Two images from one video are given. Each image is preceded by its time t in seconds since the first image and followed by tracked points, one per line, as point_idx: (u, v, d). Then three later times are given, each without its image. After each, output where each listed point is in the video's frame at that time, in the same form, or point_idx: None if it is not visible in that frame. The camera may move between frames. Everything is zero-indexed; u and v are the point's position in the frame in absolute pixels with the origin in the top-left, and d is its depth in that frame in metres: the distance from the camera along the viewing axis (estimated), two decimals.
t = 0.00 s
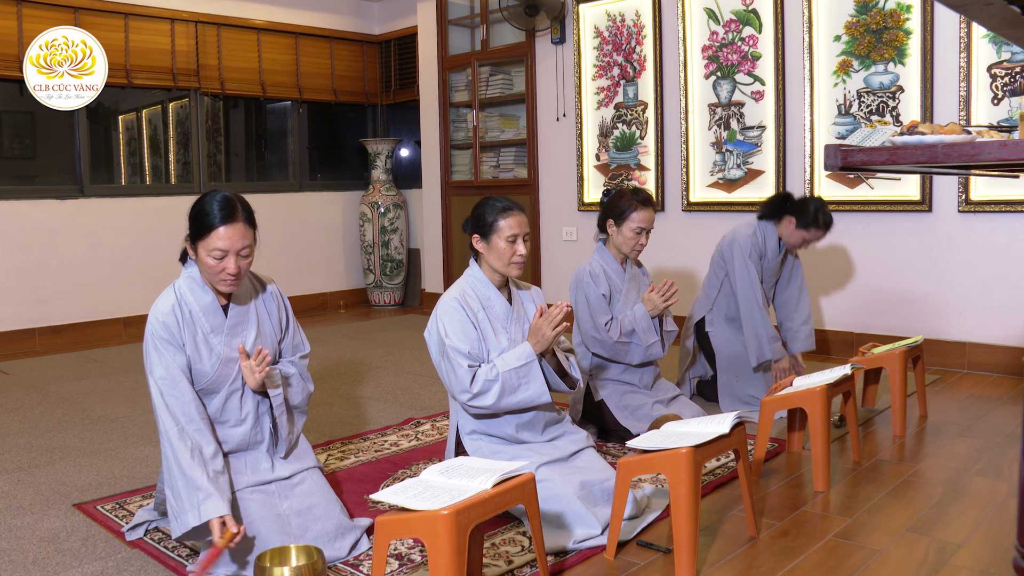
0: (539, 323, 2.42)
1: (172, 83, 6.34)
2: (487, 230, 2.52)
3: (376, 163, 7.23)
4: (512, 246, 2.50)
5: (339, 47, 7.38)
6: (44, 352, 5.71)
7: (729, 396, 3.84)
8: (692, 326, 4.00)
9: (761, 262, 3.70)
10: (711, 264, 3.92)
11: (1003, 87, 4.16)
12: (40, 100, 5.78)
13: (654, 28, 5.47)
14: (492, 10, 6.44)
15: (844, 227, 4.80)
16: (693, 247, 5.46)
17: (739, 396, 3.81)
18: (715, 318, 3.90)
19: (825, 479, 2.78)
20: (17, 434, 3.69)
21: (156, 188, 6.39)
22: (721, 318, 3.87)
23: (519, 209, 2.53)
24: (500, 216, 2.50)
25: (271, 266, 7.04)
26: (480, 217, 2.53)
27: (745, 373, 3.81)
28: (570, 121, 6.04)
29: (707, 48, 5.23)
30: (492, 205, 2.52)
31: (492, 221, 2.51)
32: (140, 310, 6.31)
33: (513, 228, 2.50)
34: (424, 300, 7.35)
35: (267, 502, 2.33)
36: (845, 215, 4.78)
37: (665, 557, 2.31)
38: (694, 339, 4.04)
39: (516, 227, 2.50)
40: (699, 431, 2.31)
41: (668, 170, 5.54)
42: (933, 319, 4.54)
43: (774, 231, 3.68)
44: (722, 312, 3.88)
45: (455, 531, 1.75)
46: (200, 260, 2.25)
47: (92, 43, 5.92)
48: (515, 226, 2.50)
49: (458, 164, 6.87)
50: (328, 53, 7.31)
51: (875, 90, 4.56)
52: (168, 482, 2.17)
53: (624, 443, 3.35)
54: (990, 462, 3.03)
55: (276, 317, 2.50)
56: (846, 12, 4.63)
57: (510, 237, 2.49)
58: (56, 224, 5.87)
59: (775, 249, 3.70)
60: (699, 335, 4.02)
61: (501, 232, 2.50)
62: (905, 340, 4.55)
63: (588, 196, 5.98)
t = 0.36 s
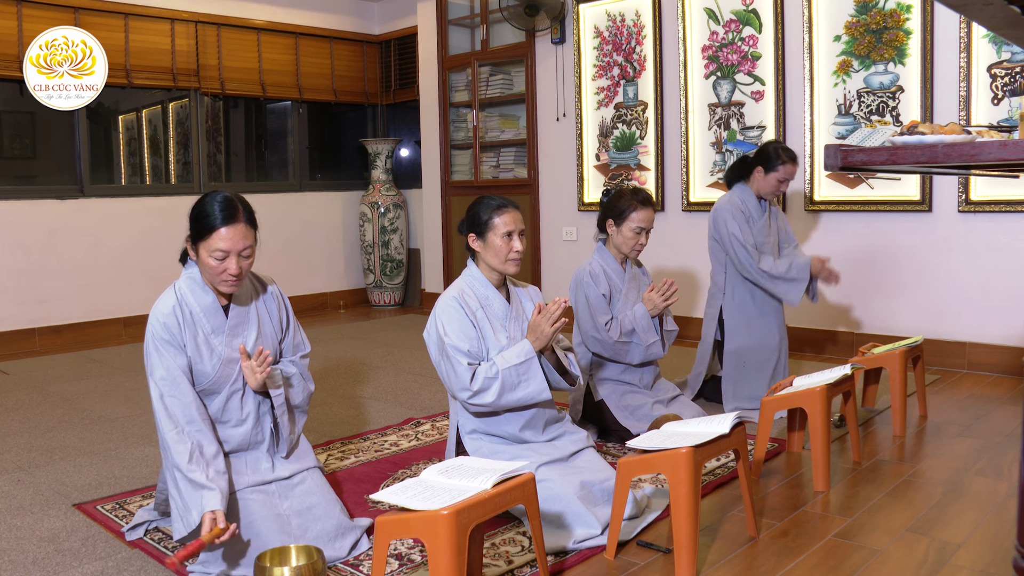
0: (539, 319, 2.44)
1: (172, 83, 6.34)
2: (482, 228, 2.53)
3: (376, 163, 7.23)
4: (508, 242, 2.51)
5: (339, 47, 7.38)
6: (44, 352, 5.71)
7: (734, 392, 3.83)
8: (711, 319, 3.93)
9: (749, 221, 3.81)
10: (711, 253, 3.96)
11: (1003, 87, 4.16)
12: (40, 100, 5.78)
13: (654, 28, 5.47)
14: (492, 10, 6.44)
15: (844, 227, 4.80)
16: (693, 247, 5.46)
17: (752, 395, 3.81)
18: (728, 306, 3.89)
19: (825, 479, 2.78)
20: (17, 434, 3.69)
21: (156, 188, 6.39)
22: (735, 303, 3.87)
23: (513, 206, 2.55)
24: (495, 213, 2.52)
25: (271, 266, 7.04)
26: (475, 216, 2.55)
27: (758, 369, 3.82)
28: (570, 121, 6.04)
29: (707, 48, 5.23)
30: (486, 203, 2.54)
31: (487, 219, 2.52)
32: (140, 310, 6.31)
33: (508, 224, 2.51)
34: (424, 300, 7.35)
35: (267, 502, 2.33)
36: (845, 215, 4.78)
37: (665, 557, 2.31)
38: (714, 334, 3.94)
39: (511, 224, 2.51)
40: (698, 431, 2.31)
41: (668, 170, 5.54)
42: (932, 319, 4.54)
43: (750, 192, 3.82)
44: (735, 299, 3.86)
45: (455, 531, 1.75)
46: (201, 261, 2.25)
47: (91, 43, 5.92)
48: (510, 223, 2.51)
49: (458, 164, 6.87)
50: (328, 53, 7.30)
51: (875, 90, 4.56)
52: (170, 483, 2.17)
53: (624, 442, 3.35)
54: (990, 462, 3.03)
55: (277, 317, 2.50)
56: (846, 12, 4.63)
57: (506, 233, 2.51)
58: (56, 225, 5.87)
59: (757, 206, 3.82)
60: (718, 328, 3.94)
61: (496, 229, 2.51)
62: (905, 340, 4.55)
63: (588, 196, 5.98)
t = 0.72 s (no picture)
0: (538, 318, 2.44)
1: (172, 83, 6.34)
2: (478, 227, 2.55)
3: (376, 163, 7.22)
4: (505, 239, 2.53)
5: (339, 47, 7.38)
6: (44, 352, 5.71)
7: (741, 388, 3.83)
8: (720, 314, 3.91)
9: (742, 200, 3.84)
10: (713, 254, 3.95)
11: (1003, 87, 4.16)
12: (40, 100, 5.78)
13: (654, 28, 5.47)
14: (492, 10, 6.44)
15: (844, 227, 4.80)
16: (693, 247, 5.46)
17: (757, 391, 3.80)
18: (735, 301, 3.85)
19: (825, 479, 2.78)
20: (17, 434, 3.69)
21: (156, 188, 6.39)
22: (741, 297, 3.83)
23: (509, 204, 2.57)
24: (490, 211, 2.54)
25: (271, 266, 7.04)
26: (470, 215, 2.57)
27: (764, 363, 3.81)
28: (570, 121, 6.04)
29: (707, 48, 5.23)
30: (481, 202, 2.57)
31: (483, 217, 2.54)
32: (140, 310, 6.31)
33: (504, 222, 2.53)
34: (424, 300, 7.35)
35: (267, 502, 2.33)
36: (845, 215, 4.78)
37: (665, 557, 2.31)
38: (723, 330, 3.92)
39: (507, 221, 2.53)
40: (699, 430, 2.31)
41: (668, 170, 5.54)
42: (932, 319, 4.54)
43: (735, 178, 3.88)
44: (740, 293, 3.83)
45: (455, 531, 1.75)
46: (201, 260, 2.25)
47: (92, 43, 5.92)
48: (507, 220, 2.54)
49: (458, 164, 6.87)
50: (328, 53, 7.30)
51: (875, 90, 4.56)
52: (171, 482, 2.18)
53: (624, 442, 3.35)
54: (990, 462, 3.03)
55: (277, 317, 2.49)
56: (846, 12, 4.63)
57: (503, 230, 2.52)
58: (56, 224, 5.87)
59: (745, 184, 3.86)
60: (728, 324, 3.90)
61: (493, 226, 2.53)
62: (905, 340, 4.55)
63: (588, 195, 5.98)
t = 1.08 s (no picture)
0: (538, 318, 2.44)
1: (172, 83, 6.34)
2: (477, 226, 2.55)
3: (376, 163, 7.22)
4: (505, 238, 2.53)
5: (339, 47, 7.38)
6: (44, 352, 5.71)
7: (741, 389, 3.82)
8: (720, 315, 3.90)
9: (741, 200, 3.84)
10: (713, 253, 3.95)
11: (1003, 87, 4.16)
12: (40, 100, 5.78)
13: (654, 28, 5.47)
14: (492, 10, 6.44)
15: (844, 227, 4.80)
16: (693, 247, 5.46)
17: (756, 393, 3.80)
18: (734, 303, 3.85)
19: (825, 479, 2.78)
20: (17, 434, 3.69)
21: (156, 188, 6.39)
22: (741, 299, 3.83)
23: (508, 203, 2.58)
24: (489, 211, 2.55)
25: (271, 266, 7.04)
26: (469, 215, 2.57)
27: (764, 365, 3.80)
28: (570, 121, 6.04)
29: (707, 48, 5.23)
30: (480, 202, 2.57)
31: (481, 217, 2.55)
32: (140, 310, 6.31)
33: (504, 221, 2.54)
34: (424, 300, 7.35)
35: (266, 502, 2.32)
36: (845, 215, 4.78)
37: (666, 557, 2.31)
38: (721, 332, 3.91)
39: (506, 220, 2.54)
40: (699, 431, 2.31)
41: (668, 170, 5.54)
42: (932, 319, 4.54)
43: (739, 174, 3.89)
44: (740, 295, 3.83)
45: (455, 531, 1.75)
46: (200, 258, 2.25)
47: (92, 43, 5.92)
48: (505, 219, 2.54)
49: (458, 164, 6.87)
50: (328, 53, 7.30)
51: (875, 90, 4.56)
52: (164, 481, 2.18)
53: (624, 442, 3.36)
54: (990, 462, 3.03)
55: (276, 316, 2.50)
56: (846, 12, 4.63)
57: (502, 229, 2.53)
58: (56, 224, 5.87)
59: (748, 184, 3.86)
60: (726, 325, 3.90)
61: (491, 226, 2.53)
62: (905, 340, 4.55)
63: (588, 195, 5.98)
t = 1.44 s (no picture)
0: (539, 320, 2.44)
1: (172, 83, 6.34)
2: (480, 226, 2.54)
3: (376, 163, 7.22)
4: (507, 239, 2.52)
5: (339, 47, 7.38)
6: (44, 352, 5.71)
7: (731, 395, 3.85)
8: (704, 323, 3.95)
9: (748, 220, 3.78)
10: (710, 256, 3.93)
11: (1003, 87, 4.16)
12: (40, 100, 5.78)
13: (654, 28, 5.47)
14: (492, 10, 6.44)
15: (844, 227, 4.79)
16: (694, 246, 5.46)
17: (750, 397, 3.81)
18: (721, 310, 3.88)
19: (825, 479, 2.78)
20: (17, 434, 3.69)
21: (156, 188, 6.39)
22: (728, 309, 3.86)
23: (511, 203, 2.56)
24: (492, 211, 2.53)
25: (271, 266, 7.04)
26: (472, 215, 2.56)
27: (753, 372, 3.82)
28: (570, 121, 6.04)
29: (707, 48, 5.23)
30: (483, 202, 2.55)
31: (484, 217, 2.53)
32: (141, 310, 6.31)
33: (506, 221, 2.52)
34: (424, 300, 7.35)
35: (266, 502, 2.32)
36: (845, 215, 4.78)
37: (666, 557, 2.31)
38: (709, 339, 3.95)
39: (509, 220, 2.52)
40: (699, 431, 2.31)
41: (668, 170, 5.54)
42: (932, 319, 4.54)
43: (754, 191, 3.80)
44: (728, 303, 3.86)
45: (455, 532, 1.75)
46: (201, 254, 2.25)
47: (92, 43, 5.91)
48: (508, 219, 2.52)
49: (458, 164, 6.87)
50: (328, 52, 7.30)
51: (875, 90, 4.56)
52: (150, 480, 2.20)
53: (624, 442, 3.36)
54: (990, 462, 3.03)
55: (276, 316, 2.50)
56: (846, 12, 4.63)
57: (505, 230, 2.51)
58: (56, 224, 5.88)
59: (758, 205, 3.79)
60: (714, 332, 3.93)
61: (494, 226, 2.52)
62: (905, 340, 4.55)
63: (588, 195, 5.98)
